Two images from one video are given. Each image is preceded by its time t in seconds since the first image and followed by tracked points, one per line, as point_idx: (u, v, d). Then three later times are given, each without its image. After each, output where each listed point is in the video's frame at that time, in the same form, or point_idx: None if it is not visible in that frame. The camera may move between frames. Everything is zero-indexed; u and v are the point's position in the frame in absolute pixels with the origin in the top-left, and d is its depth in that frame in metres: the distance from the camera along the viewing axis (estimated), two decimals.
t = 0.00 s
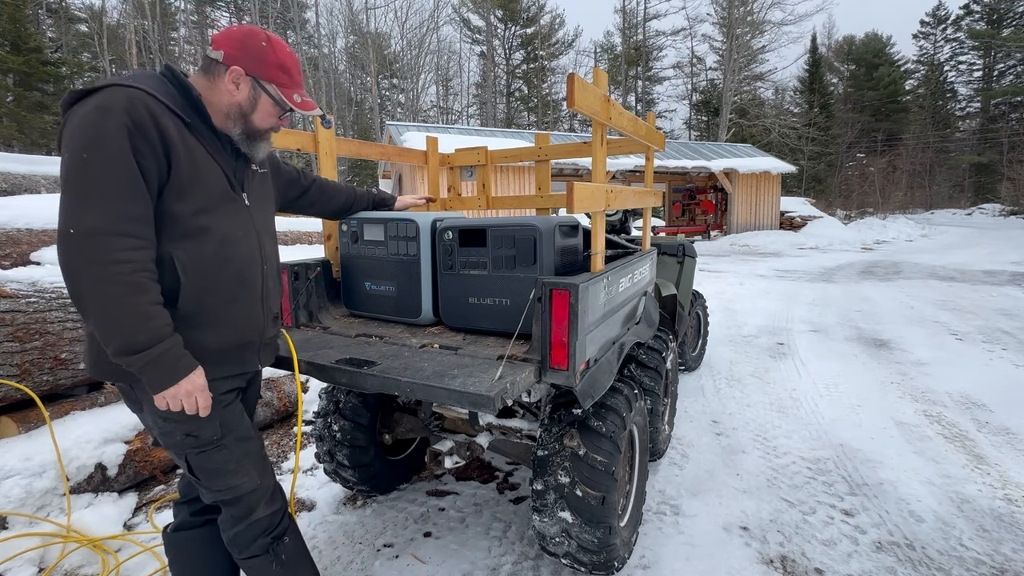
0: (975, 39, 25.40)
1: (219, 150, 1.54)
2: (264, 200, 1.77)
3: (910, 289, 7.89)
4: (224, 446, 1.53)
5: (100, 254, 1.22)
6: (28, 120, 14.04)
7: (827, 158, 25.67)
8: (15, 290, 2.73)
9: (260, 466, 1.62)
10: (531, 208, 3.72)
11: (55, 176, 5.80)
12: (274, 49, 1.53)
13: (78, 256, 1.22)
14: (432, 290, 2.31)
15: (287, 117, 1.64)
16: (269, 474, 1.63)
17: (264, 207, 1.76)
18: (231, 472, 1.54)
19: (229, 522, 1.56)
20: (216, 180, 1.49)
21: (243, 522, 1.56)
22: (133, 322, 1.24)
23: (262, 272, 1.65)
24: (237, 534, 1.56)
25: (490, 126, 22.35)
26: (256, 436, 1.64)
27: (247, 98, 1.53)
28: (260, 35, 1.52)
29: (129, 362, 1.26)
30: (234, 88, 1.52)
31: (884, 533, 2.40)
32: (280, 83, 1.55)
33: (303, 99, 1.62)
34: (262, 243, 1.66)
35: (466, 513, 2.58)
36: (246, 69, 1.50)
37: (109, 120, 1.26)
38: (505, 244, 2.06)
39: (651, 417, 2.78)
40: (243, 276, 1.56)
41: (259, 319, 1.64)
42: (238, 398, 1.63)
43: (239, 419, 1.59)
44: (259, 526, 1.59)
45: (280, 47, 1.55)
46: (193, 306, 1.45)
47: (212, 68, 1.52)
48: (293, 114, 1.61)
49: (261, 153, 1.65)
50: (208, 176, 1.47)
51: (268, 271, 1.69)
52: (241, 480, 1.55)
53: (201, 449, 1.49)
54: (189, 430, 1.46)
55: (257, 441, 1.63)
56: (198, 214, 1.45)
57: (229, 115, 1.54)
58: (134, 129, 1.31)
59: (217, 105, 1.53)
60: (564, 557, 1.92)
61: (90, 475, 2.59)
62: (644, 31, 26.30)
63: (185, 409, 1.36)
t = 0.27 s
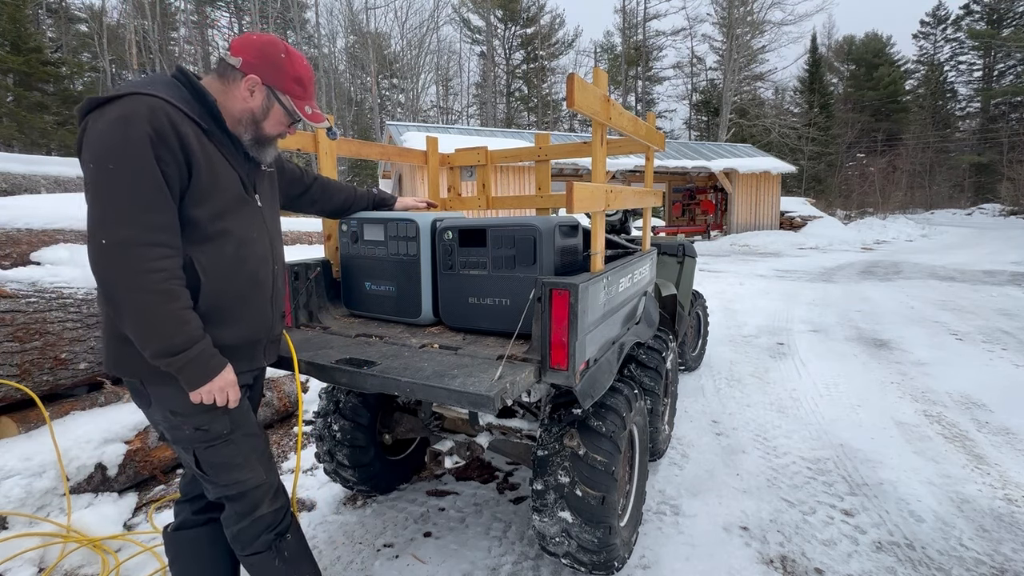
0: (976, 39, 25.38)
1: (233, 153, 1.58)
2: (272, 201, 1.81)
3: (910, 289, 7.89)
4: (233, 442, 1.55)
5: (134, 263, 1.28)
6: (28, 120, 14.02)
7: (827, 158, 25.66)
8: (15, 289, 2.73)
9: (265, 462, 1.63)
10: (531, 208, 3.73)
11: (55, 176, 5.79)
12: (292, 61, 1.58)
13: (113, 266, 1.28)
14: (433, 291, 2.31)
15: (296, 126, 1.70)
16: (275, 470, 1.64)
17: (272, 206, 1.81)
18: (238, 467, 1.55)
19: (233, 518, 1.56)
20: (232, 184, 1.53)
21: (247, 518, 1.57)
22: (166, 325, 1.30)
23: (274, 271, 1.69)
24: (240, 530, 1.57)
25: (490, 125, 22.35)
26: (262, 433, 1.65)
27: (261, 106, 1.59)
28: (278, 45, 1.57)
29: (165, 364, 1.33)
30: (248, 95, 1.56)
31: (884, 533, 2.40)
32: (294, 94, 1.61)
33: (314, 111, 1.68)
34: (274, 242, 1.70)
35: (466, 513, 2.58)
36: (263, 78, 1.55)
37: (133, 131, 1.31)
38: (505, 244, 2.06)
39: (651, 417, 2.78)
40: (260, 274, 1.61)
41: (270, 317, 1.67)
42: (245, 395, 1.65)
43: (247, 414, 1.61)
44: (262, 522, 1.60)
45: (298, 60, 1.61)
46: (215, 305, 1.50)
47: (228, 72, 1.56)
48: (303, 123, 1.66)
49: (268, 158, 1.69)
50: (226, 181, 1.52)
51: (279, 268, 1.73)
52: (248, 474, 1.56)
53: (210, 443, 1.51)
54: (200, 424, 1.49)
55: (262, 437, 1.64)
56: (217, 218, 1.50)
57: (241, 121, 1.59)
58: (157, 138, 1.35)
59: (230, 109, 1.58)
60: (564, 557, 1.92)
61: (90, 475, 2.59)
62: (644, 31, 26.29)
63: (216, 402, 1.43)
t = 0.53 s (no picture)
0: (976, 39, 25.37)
1: (240, 155, 1.60)
2: (274, 201, 1.82)
3: (910, 289, 7.89)
4: (241, 440, 1.56)
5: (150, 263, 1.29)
6: (28, 120, 14.01)
7: (827, 158, 25.67)
8: (15, 290, 2.73)
9: (272, 460, 1.64)
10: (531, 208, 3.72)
11: (55, 176, 5.80)
12: (299, 62, 1.60)
13: (129, 265, 1.28)
14: (432, 291, 2.31)
15: (301, 126, 1.71)
16: (280, 469, 1.64)
17: (274, 206, 1.82)
18: (245, 465, 1.56)
19: (239, 517, 1.57)
20: (240, 185, 1.55)
21: (252, 517, 1.58)
22: (182, 324, 1.32)
23: (278, 270, 1.71)
24: (246, 529, 1.57)
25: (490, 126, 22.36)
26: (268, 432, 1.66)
27: (270, 107, 1.60)
28: (285, 47, 1.59)
29: (179, 364, 1.34)
30: (258, 96, 1.57)
31: (884, 533, 2.40)
32: (302, 95, 1.62)
33: (320, 112, 1.70)
34: (279, 241, 1.72)
35: (466, 513, 2.58)
36: (273, 80, 1.56)
37: (149, 132, 1.32)
38: (505, 244, 2.06)
39: (651, 417, 2.78)
40: (267, 274, 1.62)
41: (274, 315, 1.68)
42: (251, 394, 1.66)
43: (254, 413, 1.61)
44: (268, 521, 1.60)
45: (304, 62, 1.62)
46: (224, 303, 1.51)
47: (235, 72, 1.56)
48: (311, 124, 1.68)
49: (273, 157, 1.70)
50: (235, 181, 1.54)
51: (283, 268, 1.75)
52: (255, 473, 1.57)
53: (218, 442, 1.52)
54: (209, 423, 1.49)
55: (268, 436, 1.65)
56: (227, 218, 1.51)
57: (250, 121, 1.59)
58: (172, 139, 1.36)
59: (239, 109, 1.57)
60: (564, 557, 1.92)
61: (90, 475, 2.59)
62: (644, 31, 26.29)
63: (227, 402, 1.45)
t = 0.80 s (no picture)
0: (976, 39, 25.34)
1: (243, 155, 1.60)
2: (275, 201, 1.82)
3: (910, 289, 7.89)
4: (248, 438, 1.56)
5: (158, 260, 1.29)
6: (28, 120, 14.01)
7: (827, 158, 25.66)
8: (15, 290, 2.73)
9: (277, 457, 1.65)
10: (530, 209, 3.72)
11: (55, 176, 5.80)
12: (301, 62, 1.61)
13: (136, 263, 1.28)
14: (432, 291, 2.31)
15: (304, 124, 1.71)
16: (286, 466, 1.65)
17: (275, 206, 1.82)
18: (252, 463, 1.56)
19: (246, 514, 1.58)
20: (244, 184, 1.55)
21: (259, 514, 1.59)
22: (193, 322, 1.32)
23: (280, 270, 1.71)
24: (254, 525, 1.59)
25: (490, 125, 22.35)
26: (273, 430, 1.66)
27: (274, 106, 1.60)
28: (287, 47, 1.60)
29: (189, 361, 1.34)
30: (263, 95, 1.57)
31: (884, 533, 2.40)
32: (304, 93, 1.63)
33: (322, 111, 1.71)
34: (281, 242, 1.72)
35: (466, 512, 2.58)
36: (278, 79, 1.57)
37: (156, 131, 1.32)
38: (505, 244, 2.06)
39: (651, 417, 2.78)
40: (270, 273, 1.63)
41: (277, 315, 1.68)
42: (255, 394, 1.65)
43: (261, 411, 1.61)
44: (273, 517, 1.62)
45: (306, 61, 1.64)
46: (228, 303, 1.51)
47: (238, 72, 1.56)
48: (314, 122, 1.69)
49: (275, 155, 1.71)
50: (239, 181, 1.54)
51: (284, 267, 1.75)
52: (261, 471, 1.57)
53: (226, 440, 1.52)
54: (215, 422, 1.49)
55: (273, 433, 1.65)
56: (232, 217, 1.51)
57: (254, 121, 1.60)
58: (179, 138, 1.37)
59: (243, 109, 1.58)
60: (564, 557, 1.92)
61: (90, 474, 2.59)
62: (644, 31, 26.27)
63: (235, 399, 1.45)
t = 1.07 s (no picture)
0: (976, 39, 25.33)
1: (245, 156, 1.60)
2: (276, 201, 1.82)
3: (910, 289, 7.89)
4: (244, 438, 1.56)
5: (164, 260, 1.29)
6: (28, 120, 14.00)
7: (827, 158, 25.67)
8: (15, 290, 2.73)
9: (274, 459, 1.65)
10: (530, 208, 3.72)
11: (55, 176, 5.81)
12: (303, 63, 1.62)
13: (145, 263, 1.29)
14: (432, 291, 2.31)
15: (306, 125, 1.72)
16: (283, 468, 1.65)
17: (276, 208, 1.82)
18: (248, 465, 1.56)
19: (242, 515, 1.58)
20: (245, 186, 1.56)
21: (255, 516, 1.59)
22: (206, 316, 1.34)
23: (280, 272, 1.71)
24: (250, 527, 1.59)
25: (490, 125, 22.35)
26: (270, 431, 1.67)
27: (277, 108, 1.60)
28: (290, 48, 1.60)
29: (208, 353, 1.37)
30: (267, 97, 1.58)
31: (884, 533, 2.40)
32: (307, 94, 1.63)
33: (324, 112, 1.71)
34: (282, 243, 1.73)
35: (466, 512, 2.58)
36: (281, 80, 1.57)
37: (159, 133, 1.32)
38: (505, 244, 2.06)
39: (651, 417, 2.77)
40: (270, 274, 1.62)
41: (276, 317, 1.68)
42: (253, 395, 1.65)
43: (257, 412, 1.62)
44: (270, 520, 1.61)
45: (308, 63, 1.64)
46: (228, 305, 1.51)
47: (241, 74, 1.56)
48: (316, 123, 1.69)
49: (278, 156, 1.71)
50: (241, 182, 1.54)
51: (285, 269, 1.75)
52: (257, 472, 1.57)
53: (222, 440, 1.52)
54: (211, 423, 1.50)
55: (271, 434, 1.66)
56: (234, 217, 1.51)
57: (257, 122, 1.60)
58: (182, 139, 1.37)
59: (246, 110, 1.58)
60: (564, 557, 1.92)
61: (90, 474, 2.59)
62: (644, 31, 26.26)
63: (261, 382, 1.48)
